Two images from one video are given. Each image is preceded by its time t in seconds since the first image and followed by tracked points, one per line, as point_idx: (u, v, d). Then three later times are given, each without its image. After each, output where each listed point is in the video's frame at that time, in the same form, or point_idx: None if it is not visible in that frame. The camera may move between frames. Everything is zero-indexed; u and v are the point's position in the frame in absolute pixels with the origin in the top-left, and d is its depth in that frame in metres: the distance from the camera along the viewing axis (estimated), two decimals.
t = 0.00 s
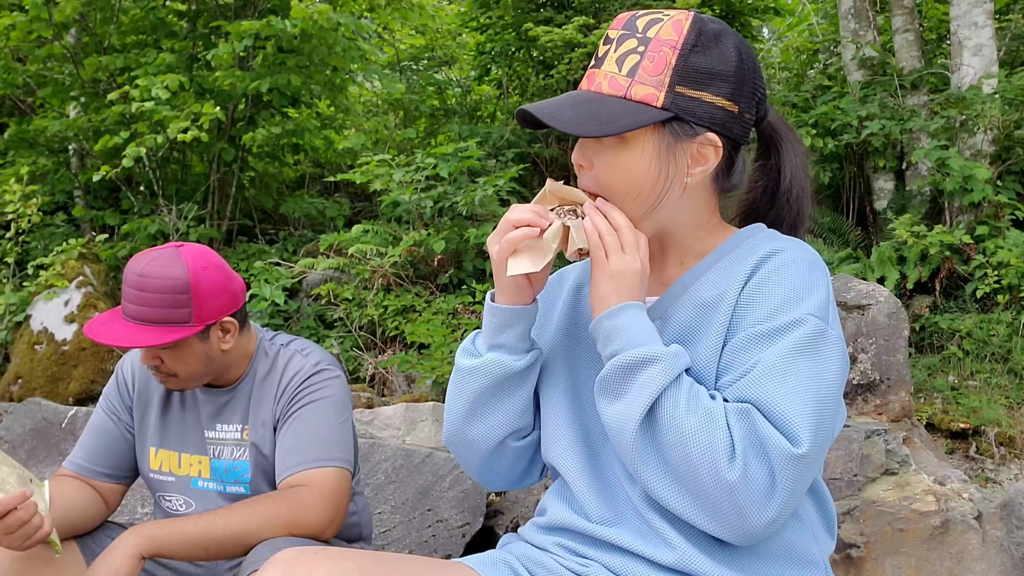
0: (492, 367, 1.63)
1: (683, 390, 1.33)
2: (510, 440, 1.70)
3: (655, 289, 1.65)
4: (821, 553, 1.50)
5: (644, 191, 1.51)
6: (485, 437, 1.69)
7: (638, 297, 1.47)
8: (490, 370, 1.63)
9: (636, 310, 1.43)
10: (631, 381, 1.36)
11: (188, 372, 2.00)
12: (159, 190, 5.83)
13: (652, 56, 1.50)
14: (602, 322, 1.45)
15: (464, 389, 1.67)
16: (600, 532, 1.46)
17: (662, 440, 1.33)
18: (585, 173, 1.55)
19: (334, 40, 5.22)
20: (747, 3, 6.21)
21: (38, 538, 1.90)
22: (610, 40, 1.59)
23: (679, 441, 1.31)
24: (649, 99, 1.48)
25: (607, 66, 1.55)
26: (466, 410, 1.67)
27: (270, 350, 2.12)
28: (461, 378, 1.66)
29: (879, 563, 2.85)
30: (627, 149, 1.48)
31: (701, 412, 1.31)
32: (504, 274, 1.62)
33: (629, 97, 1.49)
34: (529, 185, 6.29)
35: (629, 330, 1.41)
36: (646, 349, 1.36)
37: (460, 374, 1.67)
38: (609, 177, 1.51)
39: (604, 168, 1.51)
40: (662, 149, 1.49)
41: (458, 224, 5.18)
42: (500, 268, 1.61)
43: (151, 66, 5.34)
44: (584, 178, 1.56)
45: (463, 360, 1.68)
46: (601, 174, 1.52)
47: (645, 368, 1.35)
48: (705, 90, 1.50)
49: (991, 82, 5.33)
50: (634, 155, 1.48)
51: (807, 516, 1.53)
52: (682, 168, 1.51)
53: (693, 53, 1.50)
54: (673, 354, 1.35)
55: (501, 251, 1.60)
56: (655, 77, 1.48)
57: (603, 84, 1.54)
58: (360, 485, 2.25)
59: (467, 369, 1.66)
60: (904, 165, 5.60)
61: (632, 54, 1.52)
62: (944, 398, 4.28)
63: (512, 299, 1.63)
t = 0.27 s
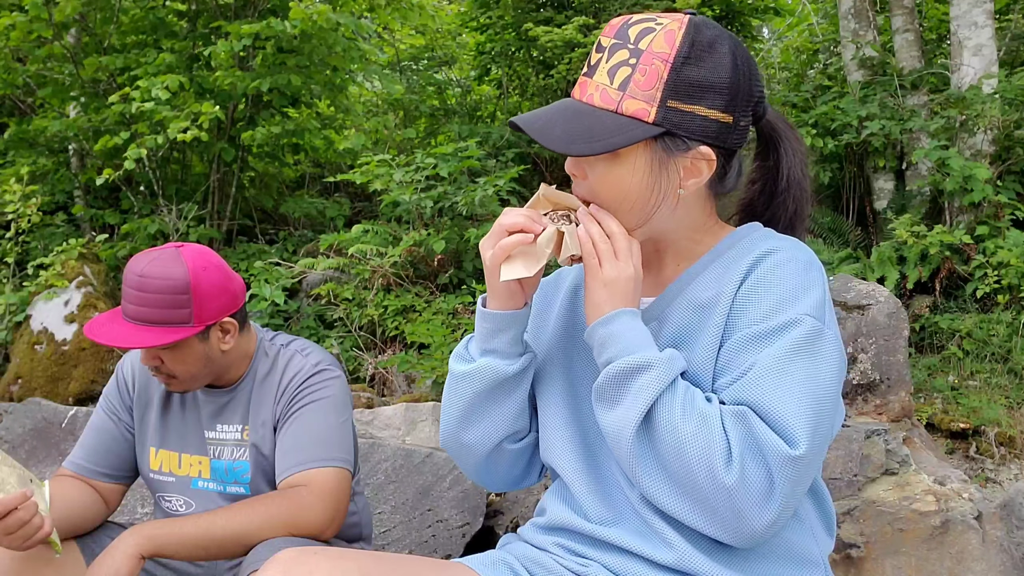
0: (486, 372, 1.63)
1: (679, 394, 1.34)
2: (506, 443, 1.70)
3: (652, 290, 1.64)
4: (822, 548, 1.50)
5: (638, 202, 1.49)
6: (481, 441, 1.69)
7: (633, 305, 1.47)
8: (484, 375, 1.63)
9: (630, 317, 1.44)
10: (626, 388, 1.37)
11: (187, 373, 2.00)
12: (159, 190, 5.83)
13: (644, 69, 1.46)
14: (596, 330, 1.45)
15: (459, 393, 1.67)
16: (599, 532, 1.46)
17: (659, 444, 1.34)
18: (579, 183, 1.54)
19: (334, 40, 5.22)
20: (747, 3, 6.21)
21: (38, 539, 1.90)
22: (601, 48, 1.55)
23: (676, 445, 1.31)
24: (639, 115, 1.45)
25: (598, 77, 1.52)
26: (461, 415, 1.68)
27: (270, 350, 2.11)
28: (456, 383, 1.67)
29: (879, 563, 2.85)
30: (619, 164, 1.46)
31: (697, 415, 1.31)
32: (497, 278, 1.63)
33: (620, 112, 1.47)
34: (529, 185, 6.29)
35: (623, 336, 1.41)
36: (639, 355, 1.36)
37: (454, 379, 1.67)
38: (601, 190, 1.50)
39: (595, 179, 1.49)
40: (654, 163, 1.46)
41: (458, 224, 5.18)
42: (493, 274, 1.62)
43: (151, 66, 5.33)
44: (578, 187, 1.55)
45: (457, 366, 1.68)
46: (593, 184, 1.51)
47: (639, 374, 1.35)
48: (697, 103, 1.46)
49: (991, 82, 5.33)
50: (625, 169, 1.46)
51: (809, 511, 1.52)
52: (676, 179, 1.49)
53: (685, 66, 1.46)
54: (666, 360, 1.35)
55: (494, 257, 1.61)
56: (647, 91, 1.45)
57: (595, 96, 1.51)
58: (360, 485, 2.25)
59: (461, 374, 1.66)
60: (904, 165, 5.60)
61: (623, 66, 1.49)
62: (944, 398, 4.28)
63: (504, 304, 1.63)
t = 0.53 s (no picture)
0: (482, 376, 1.63)
1: (679, 401, 1.34)
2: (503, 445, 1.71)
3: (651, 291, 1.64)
4: (822, 550, 1.51)
5: (637, 210, 1.48)
6: (479, 444, 1.69)
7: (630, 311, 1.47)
8: (481, 378, 1.63)
9: (629, 325, 1.44)
10: (626, 396, 1.37)
11: (187, 374, 2.00)
12: (159, 190, 5.83)
13: (645, 78, 1.44)
14: (594, 338, 1.45)
15: (456, 397, 1.67)
16: (599, 534, 1.46)
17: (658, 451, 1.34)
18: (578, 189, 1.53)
19: (334, 40, 5.22)
20: (747, 3, 6.21)
21: (37, 538, 1.90)
22: (601, 53, 1.53)
23: (676, 453, 1.32)
24: (640, 125, 1.43)
25: (598, 84, 1.50)
26: (458, 418, 1.68)
27: (271, 350, 2.11)
28: (452, 386, 1.66)
29: (879, 563, 2.85)
30: (619, 174, 1.45)
31: (696, 423, 1.31)
32: (493, 284, 1.62)
33: (621, 122, 1.45)
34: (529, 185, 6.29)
35: (621, 345, 1.41)
36: (637, 364, 1.36)
37: (450, 383, 1.67)
38: (600, 197, 1.49)
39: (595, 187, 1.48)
40: (655, 173, 1.45)
41: (458, 224, 5.18)
42: (489, 279, 1.61)
43: (151, 66, 5.33)
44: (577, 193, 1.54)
45: (453, 369, 1.68)
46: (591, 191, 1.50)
47: (639, 382, 1.36)
48: (700, 113, 1.44)
49: (991, 82, 5.33)
50: (626, 179, 1.45)
51: (809, 512, 1.53)
52: (676, 187, 1.48)
53: (687, 75, 1.44)
54: (665, 367, 1.35)
55: (490, 263, 1.60)
56: (648, 101, 1.43)
57: (594, 104, 1.49)
58: (360, 485, 2.25)
59: (457, 378, 1.66)
60: (904, 165, 5.60)
61: (623, 74, 1.47)
62: (944, 398, 4.28)
63: (499, 309, 1.63)
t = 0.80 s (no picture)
0: (484, 381, 1.63)
1: (682, 406, 1.34)
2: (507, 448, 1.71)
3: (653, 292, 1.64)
4: (824, 552, 1.51)
5: (637, 215, 1.48)
6: (481, 448, 1.70)
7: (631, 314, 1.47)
8: (483, 383, 1.63)
9: (630, 328, 1.44)
10: (628, 401, 1.37)
11: (187, 375, 2.01)
12: (159, 190, 5.83)
13: (642, 83, 1.43)
14: (595, 342, 1.45)
15: (458, 402, 1.67)
16: (600, 536, 1.46)
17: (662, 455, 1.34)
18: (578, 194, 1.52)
19: (334, 40, 5.22)
20: (747, 3, 6.20)
21: (37, 537, 1.90)
22: (596, 57, 1.52)
23: (679, 458, 1.32)
24: (639, 131, 1.43)
25: (594, 90, 1.49)
26: (460, 422, 1.68)
27: (271, 351, 2.11)
28: (454, 391, 1.67)
29: (879, 563, 2.85)
30: (619, 180, 1.44)
31: (700, 427, 1.31)
32: (493, 289, 1.62)
33: (619, 128, 1.44)
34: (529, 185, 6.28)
35: (624, 349, 1.41)
36: (640, 368, 1.36)
37: (452, 388, 1.67)
38: (600, 203, 1.49)
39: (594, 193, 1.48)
40: (655, 178, 1.45)
41: (458, 224, 5.18)
42: (489, 285, 1.61)
43: (150, 66, 5.33)
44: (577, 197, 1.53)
45: (455, 374, 1.68)
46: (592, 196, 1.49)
47: (641, 387, 1.35)
48: (699, 115, 1.44)
49: (991, 82, 5.33)
50: (626, 185, 1.45)
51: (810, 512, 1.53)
52: (676, 190, 1.48)
53: (685, 78, 1.43)
54: (667, 371, 1.35)
55: (489, 269, 1.60)
56: (646, 106, 1.43)
57: (591, 110, 1.48)
58: (360, 485, 2.25)
59: (459, 383, 1.66)
60: (904, 165, 5.60)
61: (620, 79, 1.45)
62: (944, 398, 4.28)
63: (500, 313, 1.63)
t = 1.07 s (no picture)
0: (486, 385, 1.63)
1: (684, 409, 1.34)
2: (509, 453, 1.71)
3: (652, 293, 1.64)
4: (825, 552, 1.51)
5: (635, 218, 1.48)
6: (483, 453, 1.70)
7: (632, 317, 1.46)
8: (486, 388, 1.63)
9: (631, 331, 1.43)
10: (630, 405, 1.36)
11: (185, 375, 2.01)
12: (159, 190, 5.83)
13: (637, 86, 1.43)
14: (596, 346, 1.45)
15: (459, 408, 1.67)
16: (600, 538, 1.46)
17: (665, 459, 1.34)
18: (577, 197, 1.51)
19: (333, 40, 5.22)
20: (746, 3, 6.21)
21: (35, 535, 1.90)
22: (590, 61, 1.51)
23: (682, 462, 1.32)
24: (636, 134, 1.42)
25: (589, 94, 1.48)
26: (462, 427, 1.68)
27: (270, 352, 2.11)
28: (456, 396, 1.66)
29: (879, 563, 2.85)
30: (617, 183, 1.44)
31: (703, 431, 1.31)
32: (493, 294, 1.61)
33: (616, 131, 1.44)
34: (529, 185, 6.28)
35: (625, 352, 1.41)
36: (641, 373, 1.36)
37: (454, 393, 1.67)
38: (598, 205, 1.48)
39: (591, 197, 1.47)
40: (652, 180, 1.45)
41: (458, 224, 5.18)
42: (489, 290, 1.61)
43: (150, 66, 5.33)
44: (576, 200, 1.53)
45: (456, 379, 1.68)
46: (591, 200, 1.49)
47: (643, 391, 1.35)
48: (696, 117, 1.43)
49: (991, 82, 5.34)
50: (625, 188, 1.44)
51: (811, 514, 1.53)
52: (675, 191, 1.48)
53: (680, 80, 1.42)
54: (669, 375, 1.35)
55: (489, 276, 1.59)
56: (642, 109, 1.42)
57: (587, 114, 1.48)
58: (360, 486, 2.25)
59: (461, 388, 1.65)
60: (904, 165, 5.60)
61: (614, 83, 1.45)
62: (944, 398, 4.28)
63: (499, 318, 1.62)
